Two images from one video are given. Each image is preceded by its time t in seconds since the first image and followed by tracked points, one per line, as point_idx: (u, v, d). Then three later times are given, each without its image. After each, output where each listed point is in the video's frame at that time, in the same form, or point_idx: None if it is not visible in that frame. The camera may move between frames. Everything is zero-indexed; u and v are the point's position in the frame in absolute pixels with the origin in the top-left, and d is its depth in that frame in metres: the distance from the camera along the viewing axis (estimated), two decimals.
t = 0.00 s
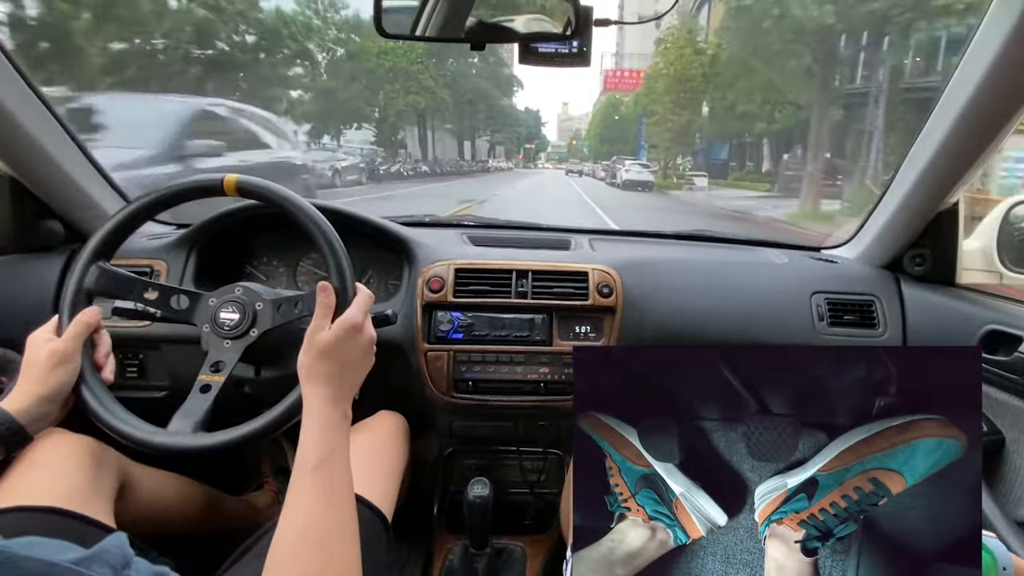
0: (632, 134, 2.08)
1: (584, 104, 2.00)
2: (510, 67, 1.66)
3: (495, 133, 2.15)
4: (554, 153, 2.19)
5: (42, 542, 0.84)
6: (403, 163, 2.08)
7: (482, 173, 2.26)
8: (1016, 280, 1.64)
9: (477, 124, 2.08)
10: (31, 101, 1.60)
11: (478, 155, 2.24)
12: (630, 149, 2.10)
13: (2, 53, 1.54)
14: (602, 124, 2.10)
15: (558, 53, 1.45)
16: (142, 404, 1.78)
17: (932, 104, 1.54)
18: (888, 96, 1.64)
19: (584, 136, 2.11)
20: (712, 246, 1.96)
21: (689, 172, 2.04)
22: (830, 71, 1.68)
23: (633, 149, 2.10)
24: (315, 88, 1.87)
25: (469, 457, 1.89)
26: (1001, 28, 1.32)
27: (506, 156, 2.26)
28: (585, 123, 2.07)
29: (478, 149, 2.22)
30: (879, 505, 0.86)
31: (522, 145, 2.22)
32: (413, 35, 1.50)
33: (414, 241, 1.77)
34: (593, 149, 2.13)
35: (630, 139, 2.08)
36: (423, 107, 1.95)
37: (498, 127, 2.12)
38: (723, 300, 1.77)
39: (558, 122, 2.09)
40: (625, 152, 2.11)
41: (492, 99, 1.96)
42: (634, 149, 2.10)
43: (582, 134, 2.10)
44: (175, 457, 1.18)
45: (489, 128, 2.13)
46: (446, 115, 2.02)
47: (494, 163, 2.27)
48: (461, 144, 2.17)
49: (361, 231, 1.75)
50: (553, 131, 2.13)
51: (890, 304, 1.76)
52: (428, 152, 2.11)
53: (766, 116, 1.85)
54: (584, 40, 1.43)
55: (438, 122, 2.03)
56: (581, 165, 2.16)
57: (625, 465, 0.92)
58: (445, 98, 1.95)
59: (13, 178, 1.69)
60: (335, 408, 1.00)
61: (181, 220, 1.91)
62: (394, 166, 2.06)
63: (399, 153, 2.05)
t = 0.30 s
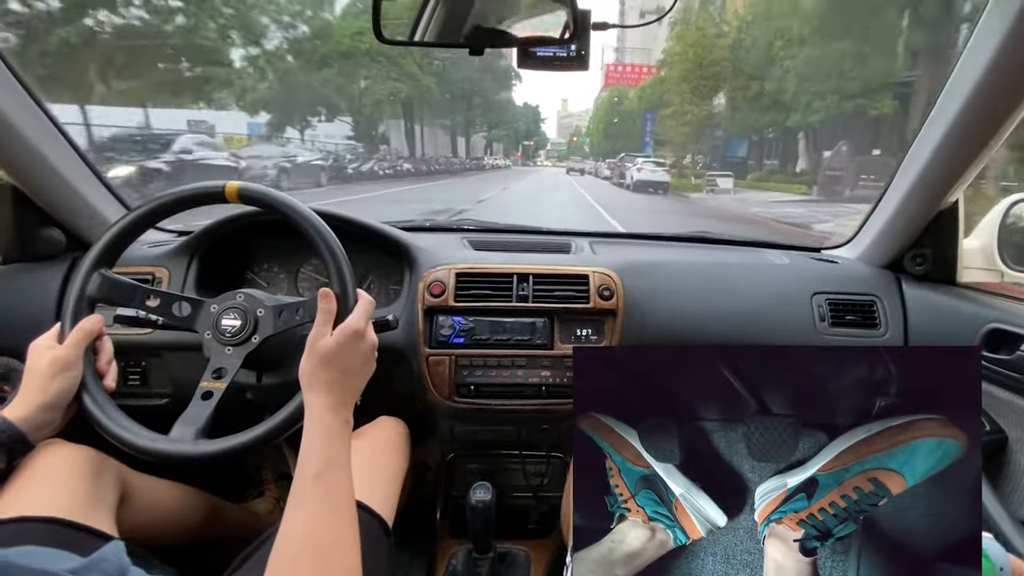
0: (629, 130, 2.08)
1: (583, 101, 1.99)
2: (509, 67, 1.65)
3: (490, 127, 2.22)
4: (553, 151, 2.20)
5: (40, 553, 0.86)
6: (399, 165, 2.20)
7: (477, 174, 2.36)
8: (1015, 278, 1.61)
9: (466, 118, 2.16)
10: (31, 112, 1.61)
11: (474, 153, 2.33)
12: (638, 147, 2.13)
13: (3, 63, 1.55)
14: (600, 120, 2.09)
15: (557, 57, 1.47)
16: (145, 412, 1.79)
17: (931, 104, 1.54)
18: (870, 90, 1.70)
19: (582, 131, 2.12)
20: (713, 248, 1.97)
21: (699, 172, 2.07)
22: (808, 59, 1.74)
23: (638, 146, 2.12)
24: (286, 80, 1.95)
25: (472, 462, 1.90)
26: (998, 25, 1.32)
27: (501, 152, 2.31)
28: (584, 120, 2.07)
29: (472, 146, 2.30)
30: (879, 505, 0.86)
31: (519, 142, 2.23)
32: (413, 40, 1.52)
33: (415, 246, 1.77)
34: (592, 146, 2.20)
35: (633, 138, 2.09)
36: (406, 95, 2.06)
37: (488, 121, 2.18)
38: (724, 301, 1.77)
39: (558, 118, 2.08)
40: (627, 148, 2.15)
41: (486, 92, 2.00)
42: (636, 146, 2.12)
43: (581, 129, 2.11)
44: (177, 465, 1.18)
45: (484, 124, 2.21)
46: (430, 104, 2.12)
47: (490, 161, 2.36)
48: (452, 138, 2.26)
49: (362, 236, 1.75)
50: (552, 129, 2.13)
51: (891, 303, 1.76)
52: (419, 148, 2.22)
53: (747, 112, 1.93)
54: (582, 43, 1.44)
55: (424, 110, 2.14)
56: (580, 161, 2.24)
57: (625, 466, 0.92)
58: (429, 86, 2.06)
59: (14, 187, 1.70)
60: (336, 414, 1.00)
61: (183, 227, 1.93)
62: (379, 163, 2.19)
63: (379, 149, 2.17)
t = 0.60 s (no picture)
0: (635, 126, 1.95)
1: (584, 101, 1.94)
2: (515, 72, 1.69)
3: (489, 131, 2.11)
4: (554, 152, 2.13)
5: (35, 543, 0.85)
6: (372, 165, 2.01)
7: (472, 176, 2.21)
8: (1015, 282, 1.62)
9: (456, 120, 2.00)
10: (29, 104, 1.60)
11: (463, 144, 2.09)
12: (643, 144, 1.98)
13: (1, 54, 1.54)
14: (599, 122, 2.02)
15: (558, 56, 1.47)
16: (140, 407, 1.78)
17: (931, 107, 1.54)
18: (891, 88, 1.61)
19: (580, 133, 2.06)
20: (712, 249, 1.97)
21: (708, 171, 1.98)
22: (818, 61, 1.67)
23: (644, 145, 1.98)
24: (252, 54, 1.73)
25: (468, 460, 1.90)
26: (1000, 31, 1.32)
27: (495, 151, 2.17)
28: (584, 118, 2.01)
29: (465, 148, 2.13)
30: (878, 505, 0.86)
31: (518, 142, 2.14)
32: (414, 38, 1.50)
33: (414, 244, 1.77)
34: (593, 147, 2.11)
35: (640, 134, 1.95)
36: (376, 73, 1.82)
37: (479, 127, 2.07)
38: (722, 303, 1.77)
39: (558, 118, 2.04)
40: (630, 149, 2.02)
41: (482, 89, 1.89)
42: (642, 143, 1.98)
43: (581, 129, 2.04)
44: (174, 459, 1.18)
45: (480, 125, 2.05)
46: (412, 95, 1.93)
47: (487, 161, 2.18)
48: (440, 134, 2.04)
49: (360, 233, 1.75)
50: (552, 128, 2.07)
51: (889, 306, 1.76)
52: (404, 146, 2.01)
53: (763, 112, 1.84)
54: (584, 42, 1.44)
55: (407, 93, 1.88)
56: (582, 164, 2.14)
57: (624, 465, 0.91)
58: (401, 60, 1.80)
59: (11, 178, 1.69)
60: (335, 409, 1.00)
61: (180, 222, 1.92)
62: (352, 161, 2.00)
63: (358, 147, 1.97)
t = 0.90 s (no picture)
0: (637, 131, 2.04)
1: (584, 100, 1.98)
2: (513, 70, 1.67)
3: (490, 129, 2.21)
4: (554, 151, 2.29)
5: (36, 546, 0.85)
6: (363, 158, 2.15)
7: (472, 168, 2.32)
8: (1014, 283, 1.63)
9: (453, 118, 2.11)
10: (30, 105, 1.60)
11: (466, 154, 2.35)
12: (644, 147, 2.10)
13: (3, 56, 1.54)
14: (602, 121, 2.09)
15: (558, 57, 1.45)
16: (141, 407, 1.78)
17: (931, 108, 1.54)
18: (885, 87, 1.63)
19: (582, 131, 2.15)
20: (712, 250, 1.97)
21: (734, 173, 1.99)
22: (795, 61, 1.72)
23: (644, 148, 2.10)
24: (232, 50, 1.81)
25: (468, 461, 1.90)
26: (999, 32, 1.32)
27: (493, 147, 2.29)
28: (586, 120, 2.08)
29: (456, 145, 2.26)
30: (878, 506, 0.86)
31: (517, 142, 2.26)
32: (414, 39, 1.53)
33: (414, 244, 1.77)
34: (594, 146, 2.21)
35: (641, 138, 2.06)
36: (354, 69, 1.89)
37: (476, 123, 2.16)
38: (723, 303, 1.77)
39: (558, 118, 2.11)
40: (635, 148, 2.12)
41: (479, 82, 1.92)
42: (644, 145, 2.08)
43: (582, 127, 2.12)
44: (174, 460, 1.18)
45: (477, 121, 2.14)
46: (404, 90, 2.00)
47: (483, 160, 2.35)
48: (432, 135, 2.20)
49: (361, 234, 1.75)
50: (551, 126, 2.17)
51: (889, 306, 1.76)
52: (388, 142, 2.15)
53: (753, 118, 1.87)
54: (585, 43, 1.44)
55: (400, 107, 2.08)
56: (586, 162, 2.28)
57: (624, 465, 0.91)
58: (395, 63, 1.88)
59: (12, 180, 1.69)
60: (335, 410, 1.00)
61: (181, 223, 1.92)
62: (311, 157, 2.06)
63: (325, 142, 2.06)
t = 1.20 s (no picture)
0: (646, 125, 2.01)
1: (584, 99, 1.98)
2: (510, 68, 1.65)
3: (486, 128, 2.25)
4: (553, 150, 2.19)
5: (36, 544, 0.85)
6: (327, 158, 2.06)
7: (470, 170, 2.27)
8: (1014, 283, 1.63)
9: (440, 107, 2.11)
10: (29, 103, 1.60)
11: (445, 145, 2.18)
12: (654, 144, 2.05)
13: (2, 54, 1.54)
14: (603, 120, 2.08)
15: (558, 55, 1.46)
16: (141, 406, 1.78)
17: (931, 108, 1.54)
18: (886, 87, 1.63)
19: (584, 130, 2.11)
20: (712, 250, 1.97)
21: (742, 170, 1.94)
22: (802, 58, 1.71)
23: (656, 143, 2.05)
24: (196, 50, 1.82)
25: (468, 460, 1.90)
26: (1000, 32, 1.32)
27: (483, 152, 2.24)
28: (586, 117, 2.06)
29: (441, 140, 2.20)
30: (877, 505, 0.86)
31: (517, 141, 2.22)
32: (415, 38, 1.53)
33: (414, 243, 1.77)
34: (596, 145, 2.17)
35: (648, 134, 2.03)
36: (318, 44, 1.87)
37: (469, 116, 2.14)
38: (723, 303, 1.77)
39: (558, 118, 2.09)
40: (642, 146, 2.08)
41: (477, 80, 1.95)
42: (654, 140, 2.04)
43: (583, 126, 2.09)
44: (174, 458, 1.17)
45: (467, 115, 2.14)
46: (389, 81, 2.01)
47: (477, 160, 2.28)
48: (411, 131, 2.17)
49: (361, 233, 1.75)
50: (550, 125, 2.15)
51: (889, 306, 1.76)
52: (366, 142, 2.09)
53: (777, 113, 1.79)
54: (584, 43, 1.43)
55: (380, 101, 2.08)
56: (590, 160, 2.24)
57: (623, 465, 0.91)
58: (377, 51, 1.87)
59: (12, 179, 1.69)
60: (335, 409, 1.00)
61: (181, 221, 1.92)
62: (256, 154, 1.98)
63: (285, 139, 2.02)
